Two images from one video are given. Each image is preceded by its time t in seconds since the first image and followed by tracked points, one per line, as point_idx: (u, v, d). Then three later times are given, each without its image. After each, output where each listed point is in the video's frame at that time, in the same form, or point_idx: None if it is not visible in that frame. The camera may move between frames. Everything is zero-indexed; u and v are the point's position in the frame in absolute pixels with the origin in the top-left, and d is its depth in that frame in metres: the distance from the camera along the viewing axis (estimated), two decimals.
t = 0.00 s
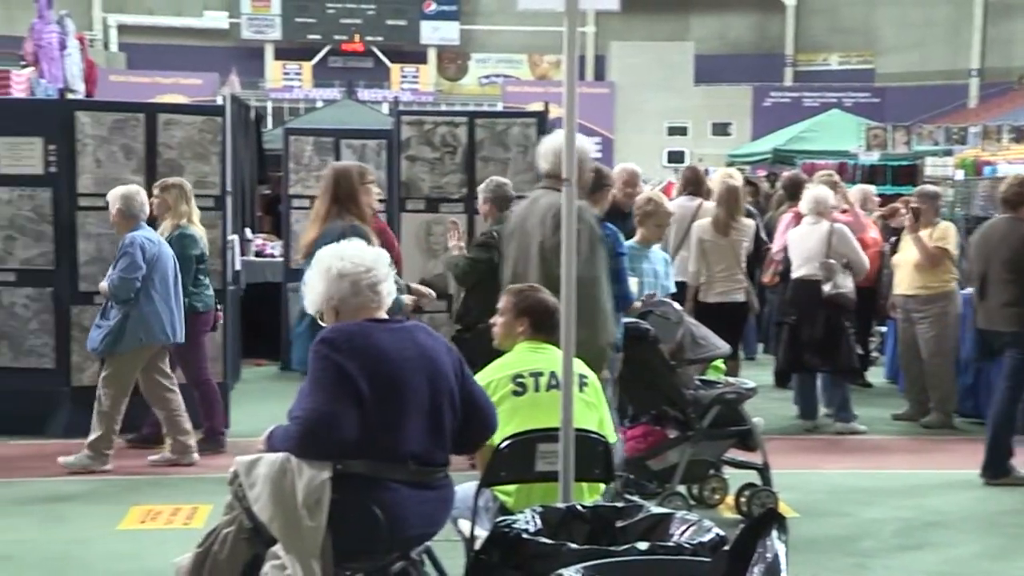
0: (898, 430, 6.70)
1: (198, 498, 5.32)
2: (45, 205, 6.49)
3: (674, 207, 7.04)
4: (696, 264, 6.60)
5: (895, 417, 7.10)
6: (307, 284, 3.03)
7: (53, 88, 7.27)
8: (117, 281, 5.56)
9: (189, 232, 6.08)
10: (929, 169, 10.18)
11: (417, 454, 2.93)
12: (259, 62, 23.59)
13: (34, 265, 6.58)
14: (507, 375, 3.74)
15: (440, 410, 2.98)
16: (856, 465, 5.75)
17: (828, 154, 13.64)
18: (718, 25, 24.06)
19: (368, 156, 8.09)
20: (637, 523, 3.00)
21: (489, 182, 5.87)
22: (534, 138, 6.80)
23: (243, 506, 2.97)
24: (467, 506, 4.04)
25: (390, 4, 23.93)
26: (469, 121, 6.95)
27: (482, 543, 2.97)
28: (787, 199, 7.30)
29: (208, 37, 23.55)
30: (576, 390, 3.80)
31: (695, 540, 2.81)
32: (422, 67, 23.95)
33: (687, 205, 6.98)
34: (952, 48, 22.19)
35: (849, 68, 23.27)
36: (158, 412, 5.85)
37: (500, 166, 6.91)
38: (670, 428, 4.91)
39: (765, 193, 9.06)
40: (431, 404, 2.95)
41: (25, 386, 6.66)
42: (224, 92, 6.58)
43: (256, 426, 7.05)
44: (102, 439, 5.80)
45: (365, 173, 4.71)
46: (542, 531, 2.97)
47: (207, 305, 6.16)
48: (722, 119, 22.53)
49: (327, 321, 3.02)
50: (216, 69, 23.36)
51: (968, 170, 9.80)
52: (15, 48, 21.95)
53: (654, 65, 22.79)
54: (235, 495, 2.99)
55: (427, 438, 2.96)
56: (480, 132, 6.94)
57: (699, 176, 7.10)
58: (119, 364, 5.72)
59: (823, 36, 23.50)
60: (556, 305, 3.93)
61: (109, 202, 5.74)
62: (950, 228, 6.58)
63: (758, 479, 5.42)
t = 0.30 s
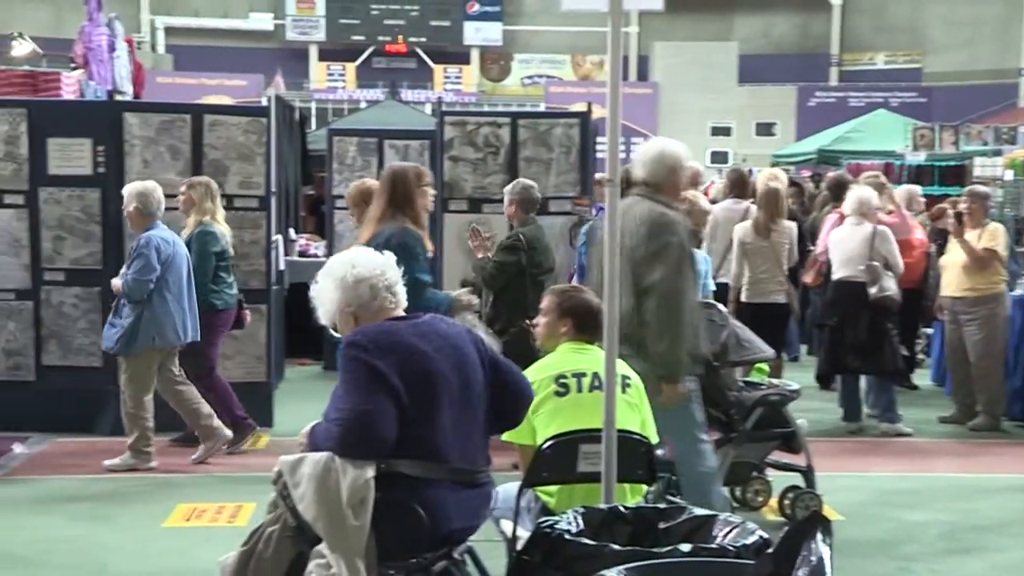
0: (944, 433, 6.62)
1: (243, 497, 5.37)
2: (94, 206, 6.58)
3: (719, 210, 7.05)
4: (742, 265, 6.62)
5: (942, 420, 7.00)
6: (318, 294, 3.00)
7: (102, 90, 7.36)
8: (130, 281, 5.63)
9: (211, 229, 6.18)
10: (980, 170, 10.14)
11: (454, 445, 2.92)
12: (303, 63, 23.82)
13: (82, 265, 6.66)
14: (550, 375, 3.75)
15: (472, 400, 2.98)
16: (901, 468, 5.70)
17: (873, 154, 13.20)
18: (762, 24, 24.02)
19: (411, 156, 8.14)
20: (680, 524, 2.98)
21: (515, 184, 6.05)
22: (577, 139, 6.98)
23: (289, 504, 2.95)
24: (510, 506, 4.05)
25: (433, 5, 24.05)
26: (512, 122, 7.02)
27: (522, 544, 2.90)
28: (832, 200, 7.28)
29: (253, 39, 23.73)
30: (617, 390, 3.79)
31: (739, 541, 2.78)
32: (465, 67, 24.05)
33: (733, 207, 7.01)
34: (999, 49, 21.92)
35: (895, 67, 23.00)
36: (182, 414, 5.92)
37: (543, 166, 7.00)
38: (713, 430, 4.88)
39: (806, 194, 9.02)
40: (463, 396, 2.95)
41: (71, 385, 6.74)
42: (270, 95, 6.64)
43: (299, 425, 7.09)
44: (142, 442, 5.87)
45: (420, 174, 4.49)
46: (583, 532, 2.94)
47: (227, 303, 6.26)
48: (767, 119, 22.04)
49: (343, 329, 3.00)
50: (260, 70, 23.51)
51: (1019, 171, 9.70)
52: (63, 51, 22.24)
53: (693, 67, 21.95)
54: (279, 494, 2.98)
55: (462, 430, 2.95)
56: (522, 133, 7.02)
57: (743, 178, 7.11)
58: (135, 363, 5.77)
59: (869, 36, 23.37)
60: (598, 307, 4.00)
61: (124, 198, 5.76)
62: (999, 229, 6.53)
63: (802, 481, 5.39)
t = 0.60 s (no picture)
0: (970, 434, 6.57)
1: (265, 496, 5.38)
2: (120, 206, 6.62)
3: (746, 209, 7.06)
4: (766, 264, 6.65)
5: (968, 420, 6.96)
6: (317, 303, 2.97)
7: (129, 90, 7.40)
8: (131, 283, 5.64)
9: (225, 227, 6.24)
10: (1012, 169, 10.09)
11: (468, 441, 2.92)
12: (328, 63, 23.92)
13: (109, 264, 6.70)
14: (574, 375, 3.75)
15: (482, 395, 2.98)
16: (927, 469, 5.67)
17: (901, 154, 13.26)
18: (787, 23, 24.04)
19: (435, 156, 8.14)
20: (704, 525, 2.97)
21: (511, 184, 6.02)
22: (600, 138, 6.99)
23: (310, 503, 2.91)
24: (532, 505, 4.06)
25: (457, 5, 24.16)
26: (536, 121, 7.01)
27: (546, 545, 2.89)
28: (857, 199, 7.28)
29: (280, 39, 23.84)
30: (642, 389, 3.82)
31: (763, 542, 2.76)
32: (489, 67, 24.10)
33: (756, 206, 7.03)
34: None
35: (923, 65, 22.85)
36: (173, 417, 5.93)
37: (566, 166, 6.99)
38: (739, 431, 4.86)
39: (832, 194, 8.98)
40: (475, 392, 2.95)
41: (97, 384, 6.79)
42: (295, 94, 6.65)
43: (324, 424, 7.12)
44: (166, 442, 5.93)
45: (464, 174, 4.39)
46: (607, 532, 2.94)
47: (238, 300, 6.32)
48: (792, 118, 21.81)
49: (347, 334, 2.97)
50: (287, 71, 23.61)
51: None
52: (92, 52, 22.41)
53: (718, 66, 21.89)
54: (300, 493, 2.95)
55: (473, 426, 2.95)
56: (546, 132, 7.00)
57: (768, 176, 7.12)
58: (148, 364, 5.80)
59: (896, 34, 23.26)
60: (620, 306, 4.00)
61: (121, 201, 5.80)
62: None
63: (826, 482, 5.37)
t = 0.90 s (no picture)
0: (1002, 435, 6.52)
1: (293, 495, 5.40)
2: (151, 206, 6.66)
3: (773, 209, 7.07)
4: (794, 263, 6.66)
5: (1001, 422, 6.89)
6: (344, 306, 2.97)
7: (161, 91, 7.43)
8: (141, 280, 5.69)
9: (237, 230, 6.21)
10: None
11: (494, 441, 2.92)
12: (357, 64, 24.01)
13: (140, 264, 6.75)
14: (603, 375, 3.74)
15: (509, 397, 2.98)
16: (957, 471, 5.62)
17: (932, 152, 13.10)
18: (817, 23, 23.95)
19: (463, 156, 8.15)
20: (732, 526, 2.94)
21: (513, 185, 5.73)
22: (629, 138, 6.92)
23: (339, 502, 2.91)
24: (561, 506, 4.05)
25: (486, 5, 24.26)
26: (564, 121, 7.01)
27: (573, 546, 2.85)
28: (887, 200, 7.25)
29: (309, 39, 23.91)
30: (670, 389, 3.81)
31: (793, 543, 2.74)
32: (517, 67, 24.13)
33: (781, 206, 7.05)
34: None
35: (955, 64, 22.62)
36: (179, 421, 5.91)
37: (594, 166, 6.97)
38: (767, 431, 4.84)
39: (863, 194, 8.94)
40: (501, 394, 2.95)
41: (128, 383, 6.84)
42: (324, 95, 6.68)
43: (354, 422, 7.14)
44: (192, 437, 5.95)
45: (535, 179, 4.40)
46: (635, 532, 2.93)
47: (250, 302, 6.29)
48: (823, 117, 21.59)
49: (373, 336, 2.96)
50: (316, 71, 23.70)
51: None
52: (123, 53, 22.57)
53: (748, 66, 21.61)
54: (327, 493, 2.95)
55: (500, 429, 2.95)
56: (574, 132, 6.99)
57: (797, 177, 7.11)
58: (161, 361, 5.82)
59: (928, 33, 23.06)
60: (647, 305, 3.99)
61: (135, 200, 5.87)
62: None
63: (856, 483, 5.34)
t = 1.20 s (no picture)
0: None
1: (319, 495, 5.42)
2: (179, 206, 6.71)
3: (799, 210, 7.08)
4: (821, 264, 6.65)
5: None
6: (390, 295, 2.99)
7: (189, 92, 7.45)
8: (155, 273, 5.76)
9: (242, 229, 6.27)
10: None
11: (523, 444, 2.92)
12: (383, 64, 24.10)
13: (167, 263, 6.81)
14: (629, 375, 3.74)
15: (543, 400, 2.97)
16: (988, 473, 5.58)
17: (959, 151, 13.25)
18: (846, 22, 23.87)
19: (489, 156, 8.17)
20: (759, 527, 2.92)
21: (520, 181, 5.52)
22: (656, 138, 6.92)
23: (365, 501, 2.93)
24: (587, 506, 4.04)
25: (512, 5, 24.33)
26: (591, 121, 7.03)
27: (600, 546, 2.83)
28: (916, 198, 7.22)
29: (334, 40, 24.02)
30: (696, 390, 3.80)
31: (820, 545, 2.72)
32: (543, 67, 24.09)
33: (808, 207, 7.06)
34: None
35: (985, 63, 22.40)
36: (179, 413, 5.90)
37: (621, 165, 6.96)
38: (794, 431, 4.85)
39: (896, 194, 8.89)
40: (535, 397, 2.94)
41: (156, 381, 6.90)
42: (351, 96, 6.70)
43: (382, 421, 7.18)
44: (196, 423, 5.92)
45: (608, 178, 4.47)
46: (661, 533, 2.91)
47: (252, 301, 6.30)
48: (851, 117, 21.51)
49: (413, 330, 2.98)
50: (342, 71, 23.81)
51: None
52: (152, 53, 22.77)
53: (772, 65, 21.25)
54: (356, 491, 2.98)
55: (532, 432, 2.94)
56: (601, 132, 7.02)
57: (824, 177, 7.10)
58: (165, 354, 5.89)
59: (958, 32, 22.86)
60: (674, 304, 3.97)
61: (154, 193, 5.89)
62: None
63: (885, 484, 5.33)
